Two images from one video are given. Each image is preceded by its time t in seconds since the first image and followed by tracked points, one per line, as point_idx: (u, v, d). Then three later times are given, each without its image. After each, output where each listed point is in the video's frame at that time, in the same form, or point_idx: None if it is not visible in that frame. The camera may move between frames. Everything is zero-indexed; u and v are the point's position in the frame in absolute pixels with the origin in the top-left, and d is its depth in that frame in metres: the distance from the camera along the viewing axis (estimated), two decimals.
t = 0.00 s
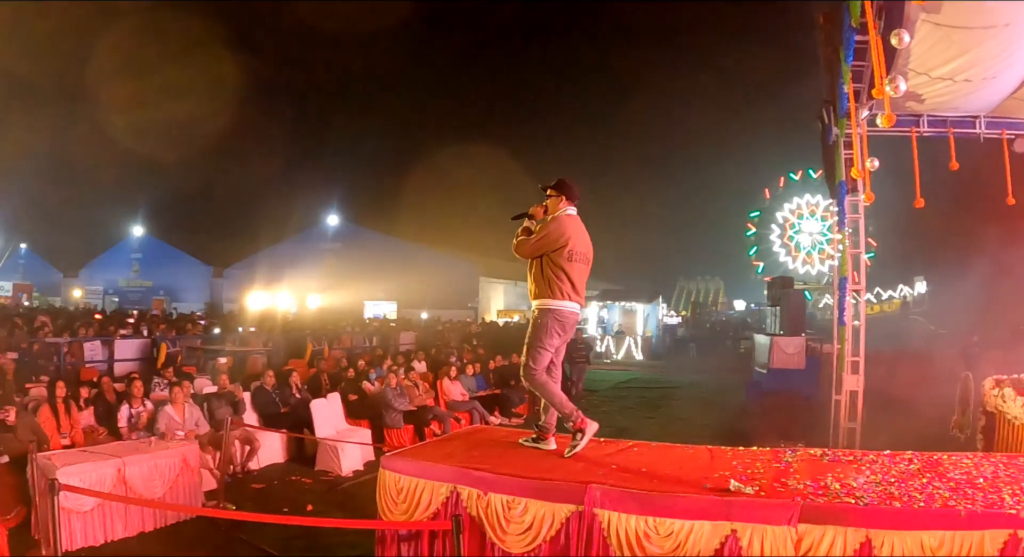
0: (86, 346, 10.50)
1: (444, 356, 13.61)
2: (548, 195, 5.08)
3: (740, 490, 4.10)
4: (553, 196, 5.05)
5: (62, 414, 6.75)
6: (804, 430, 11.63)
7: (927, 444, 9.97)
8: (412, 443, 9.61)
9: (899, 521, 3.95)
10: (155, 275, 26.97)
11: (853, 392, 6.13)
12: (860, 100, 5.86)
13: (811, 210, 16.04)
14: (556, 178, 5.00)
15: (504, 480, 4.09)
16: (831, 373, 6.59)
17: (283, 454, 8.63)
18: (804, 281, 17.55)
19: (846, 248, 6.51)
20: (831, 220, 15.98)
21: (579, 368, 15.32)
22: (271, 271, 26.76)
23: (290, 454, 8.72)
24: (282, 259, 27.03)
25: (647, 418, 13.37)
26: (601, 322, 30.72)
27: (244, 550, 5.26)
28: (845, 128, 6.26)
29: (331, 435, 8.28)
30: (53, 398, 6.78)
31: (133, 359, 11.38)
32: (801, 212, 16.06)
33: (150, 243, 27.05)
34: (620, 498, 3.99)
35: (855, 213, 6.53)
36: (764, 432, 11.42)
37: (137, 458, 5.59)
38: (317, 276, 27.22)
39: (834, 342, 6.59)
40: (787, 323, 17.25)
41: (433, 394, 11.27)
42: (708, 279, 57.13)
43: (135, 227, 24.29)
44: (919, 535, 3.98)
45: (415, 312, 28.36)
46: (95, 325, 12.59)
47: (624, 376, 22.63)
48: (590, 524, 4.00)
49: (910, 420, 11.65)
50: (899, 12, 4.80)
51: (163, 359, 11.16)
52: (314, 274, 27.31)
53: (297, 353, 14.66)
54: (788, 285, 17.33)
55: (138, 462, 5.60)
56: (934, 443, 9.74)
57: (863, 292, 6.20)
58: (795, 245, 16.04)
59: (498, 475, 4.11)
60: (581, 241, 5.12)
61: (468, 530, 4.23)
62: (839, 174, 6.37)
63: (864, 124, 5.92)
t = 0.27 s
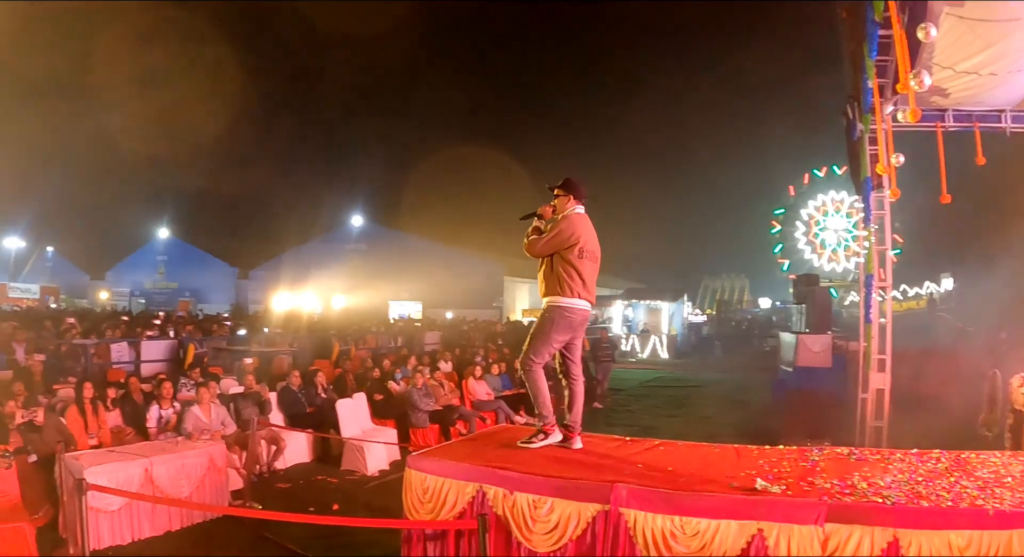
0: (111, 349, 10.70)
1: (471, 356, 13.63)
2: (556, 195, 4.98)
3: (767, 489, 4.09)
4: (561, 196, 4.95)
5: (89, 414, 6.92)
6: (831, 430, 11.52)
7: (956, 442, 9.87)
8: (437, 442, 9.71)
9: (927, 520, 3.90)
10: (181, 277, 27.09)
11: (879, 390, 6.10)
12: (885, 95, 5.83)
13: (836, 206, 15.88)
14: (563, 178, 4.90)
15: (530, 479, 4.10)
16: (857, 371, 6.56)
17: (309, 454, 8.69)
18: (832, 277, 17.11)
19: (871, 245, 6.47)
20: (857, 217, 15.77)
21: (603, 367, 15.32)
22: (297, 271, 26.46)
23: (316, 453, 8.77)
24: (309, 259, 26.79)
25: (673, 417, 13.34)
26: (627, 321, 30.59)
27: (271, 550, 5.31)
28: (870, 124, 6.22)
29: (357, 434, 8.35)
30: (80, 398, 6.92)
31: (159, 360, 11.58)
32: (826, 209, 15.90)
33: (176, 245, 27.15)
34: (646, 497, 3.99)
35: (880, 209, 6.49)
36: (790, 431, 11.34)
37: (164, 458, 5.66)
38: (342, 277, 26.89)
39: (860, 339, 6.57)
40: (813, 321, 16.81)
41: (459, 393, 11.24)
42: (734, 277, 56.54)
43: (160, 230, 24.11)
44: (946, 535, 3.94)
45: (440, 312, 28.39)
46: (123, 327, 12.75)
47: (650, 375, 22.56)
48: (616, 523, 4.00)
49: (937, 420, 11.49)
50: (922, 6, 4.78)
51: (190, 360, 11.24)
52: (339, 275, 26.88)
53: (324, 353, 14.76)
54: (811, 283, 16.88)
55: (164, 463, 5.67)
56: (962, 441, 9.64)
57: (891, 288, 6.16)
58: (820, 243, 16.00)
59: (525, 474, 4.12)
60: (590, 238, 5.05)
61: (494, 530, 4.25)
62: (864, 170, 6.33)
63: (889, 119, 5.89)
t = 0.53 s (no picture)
0: (140, 349, 10.69)
1: (499, 355, 13.60)
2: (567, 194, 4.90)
3: (795, 489, 4.07)
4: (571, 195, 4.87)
5: (117, 413, 7.11)
6: (860, 430, 11.38)
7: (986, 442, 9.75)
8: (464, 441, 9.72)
9: (958, 521, 3.85)
10: (210, 278, 27.26)
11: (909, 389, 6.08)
12: (912, 91, 5.78)
13: (863, 203, 15.68)
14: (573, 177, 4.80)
15: (558, 478, 4.11)
16: (887, 369, 6.51)
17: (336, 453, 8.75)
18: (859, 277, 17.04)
19: (899, 243, 6.42)
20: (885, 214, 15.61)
21: (630, 366, 15.26)
22: (325, 270, 25.83)
23: (343, 452, 8.83)
24: (338, 257, 26.08)
25: (701, 417, 13.25)
26: (653, 321, 30.22)
27: (300, 549, 5.35)
28: (898, 120, 6.17)
29: (384, 434, 8.39)
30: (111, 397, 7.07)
31: (187, 359, 11.47)
32: (853, 206, 15.69)
33: (205, 246, 27.44)
34: (675, 496, 3.98)
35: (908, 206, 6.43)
36: (817, 431, 11.25)
37: (192, 457, 5.75)
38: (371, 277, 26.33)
39: (890, 338, 6.52)
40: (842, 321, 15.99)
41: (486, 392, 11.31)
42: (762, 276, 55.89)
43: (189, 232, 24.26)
44: (976, 535, 3.89)
45: (467, 311, 28.76)
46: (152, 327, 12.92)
47: (676, 375, 22.48)
48: (644, 523, 3.99)
49: (970, 420, 11.28)
50: None
51: (220, 357, 11.18)
52: (365, 274, 26.38)
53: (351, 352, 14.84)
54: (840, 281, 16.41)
55: (193, 462, 5.76)
56: (992, 441, 9.53)
57: (919, 286, 6.12)
58: (847, 240, 15.72)
59: (552, 473, 4.13)
60: (601, 239, 4.96)
61: (522, 529, 4.27)
62: (891, 168, 6.28)
63: (916, 116, 5.85)
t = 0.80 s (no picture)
0: (170, 350, 10.83)
1: (527, 356, 13.64)
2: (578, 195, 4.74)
3: (825, 492, 4.04)
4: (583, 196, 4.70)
5: (147, 414, 7.19)
6: (891, 433, 11.21)
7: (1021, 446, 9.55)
8: (490, 443, 9.79)
9: (990, 525, 3.74)
10: (237, 279, 27.34)
11: (938, 392, 6.05)
12: (941, 90, 5.74)
13: (891, 204, 15.07)
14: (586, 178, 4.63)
15: (587, 480, 4.13)
16: (917, 372, 6.45)
17: (363, 453, 8.85)
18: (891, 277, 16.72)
19: (928, 244, 6.38)
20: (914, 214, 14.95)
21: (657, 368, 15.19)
22: (352, 272, 26.13)
23: (370, 453, 8.92)
24: (366, 259, 26.37)
25: (729, 419, 13.13)
26: (681, 322, 30.15)
27: (329, 550, 5.45)
28: (927, 119, 6.12)
29: (411, 434, 8.46)
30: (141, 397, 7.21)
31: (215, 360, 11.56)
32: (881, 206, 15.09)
33: (234, 248, 27.34)
34: (705, 498, 3.95)
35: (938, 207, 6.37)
36: (846, 434, 11.09)
37: (221, 456, 5.85)
38: (398, 277, 26.45)
39: (919, 341, 6.47)
40: (871, 322, 16.02)
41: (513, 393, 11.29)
42: (789, 277, 54.93)
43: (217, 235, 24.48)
44: (1010, 541, 3.76)
45: (493, 312, 28.61)
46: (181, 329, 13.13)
47: (700, 376, 22.40)
48: (673, 525, 3.98)
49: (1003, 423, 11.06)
50: None
51: (249, 357, 11.29)
52: (392, 276, 26.49)
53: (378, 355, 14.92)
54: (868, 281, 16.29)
55: (221, 461, 5.85)
56: None
57: (949, 287, 6.07)
58: (875, 242, 15.07)
59: (581, 475, 4.16)
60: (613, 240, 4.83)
61: (550, 530, 4.32)
62: (920, 168, 6.24)
63: (945, 115, 5.80)
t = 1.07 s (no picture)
0: (181, 349, 10.89)
1: (539, 360, 13.67)
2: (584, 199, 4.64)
3: (836, 498, 4.02)
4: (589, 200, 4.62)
5: (157, 412, 7.23)
6: (905, 440, 11.12)
7: None
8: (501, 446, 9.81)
9: (1003, 534, 3.69)
10: (249, 280, 27.19)
11: (951, 399, 6.04)
12: (956, 96, 5.74)
13: (904, 211, 15.26)
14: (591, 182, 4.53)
15: (597, 484, 4.15)
16: (930, 379, 6.43)
17: (373, 454, 8.89)
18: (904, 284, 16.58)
19: (942, 251, 6.36)
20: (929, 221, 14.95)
21: (670, 373, 15.18)
22: (365, 273, 25.87)
23: (380, 454, 8.95)
24: (378, 262, 26.01)
25: (741, 425, 13.08)
26: (692, 327, 28.83)
27: (339, 550, 5.48)
28: (942, 125, 6.12)
29: (422, 436, 8.50)
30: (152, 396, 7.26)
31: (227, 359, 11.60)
32: (894, 213, 15.31)
33: (245, 249, 27.17)
34: (715, 504, 3.94)
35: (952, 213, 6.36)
36: (858, 441, 11.03)
37: (230, 456, 5.86)
38: (410, 280, 26.25)
39: (931, 347, 6.46)
40: (883, 329, 15.70)
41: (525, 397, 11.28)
42: (802, 283, 54.37)
43: (228, 235, 24.52)
44: None
45: (504, 316, 28.81)
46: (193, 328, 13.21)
47: (713, 382, 22.34)
48: (683, 530, 3.97)
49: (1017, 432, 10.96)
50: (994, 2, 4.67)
51: (261, 357, 11.34)
52: (405, 277, 26.41)
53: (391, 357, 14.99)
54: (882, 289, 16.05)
55: (231, 460, 5.87)
56: None
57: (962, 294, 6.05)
58: (888, 248, 15.25)
59: (591, 479, 4.18)
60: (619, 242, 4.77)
61: (559, 534, 4.34)
62: (936, 174, 6.23)
63: (960, 120, 5.79)
